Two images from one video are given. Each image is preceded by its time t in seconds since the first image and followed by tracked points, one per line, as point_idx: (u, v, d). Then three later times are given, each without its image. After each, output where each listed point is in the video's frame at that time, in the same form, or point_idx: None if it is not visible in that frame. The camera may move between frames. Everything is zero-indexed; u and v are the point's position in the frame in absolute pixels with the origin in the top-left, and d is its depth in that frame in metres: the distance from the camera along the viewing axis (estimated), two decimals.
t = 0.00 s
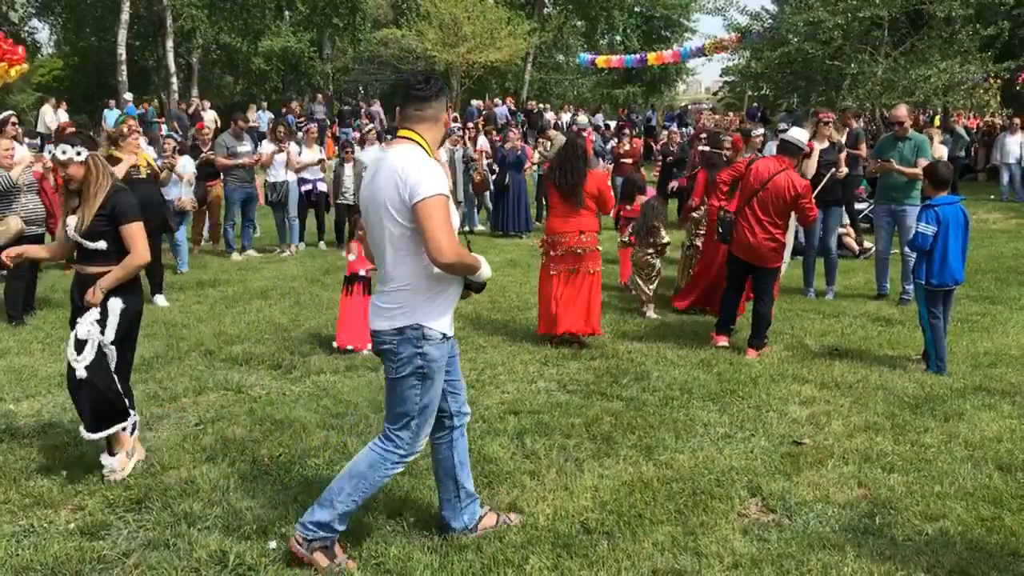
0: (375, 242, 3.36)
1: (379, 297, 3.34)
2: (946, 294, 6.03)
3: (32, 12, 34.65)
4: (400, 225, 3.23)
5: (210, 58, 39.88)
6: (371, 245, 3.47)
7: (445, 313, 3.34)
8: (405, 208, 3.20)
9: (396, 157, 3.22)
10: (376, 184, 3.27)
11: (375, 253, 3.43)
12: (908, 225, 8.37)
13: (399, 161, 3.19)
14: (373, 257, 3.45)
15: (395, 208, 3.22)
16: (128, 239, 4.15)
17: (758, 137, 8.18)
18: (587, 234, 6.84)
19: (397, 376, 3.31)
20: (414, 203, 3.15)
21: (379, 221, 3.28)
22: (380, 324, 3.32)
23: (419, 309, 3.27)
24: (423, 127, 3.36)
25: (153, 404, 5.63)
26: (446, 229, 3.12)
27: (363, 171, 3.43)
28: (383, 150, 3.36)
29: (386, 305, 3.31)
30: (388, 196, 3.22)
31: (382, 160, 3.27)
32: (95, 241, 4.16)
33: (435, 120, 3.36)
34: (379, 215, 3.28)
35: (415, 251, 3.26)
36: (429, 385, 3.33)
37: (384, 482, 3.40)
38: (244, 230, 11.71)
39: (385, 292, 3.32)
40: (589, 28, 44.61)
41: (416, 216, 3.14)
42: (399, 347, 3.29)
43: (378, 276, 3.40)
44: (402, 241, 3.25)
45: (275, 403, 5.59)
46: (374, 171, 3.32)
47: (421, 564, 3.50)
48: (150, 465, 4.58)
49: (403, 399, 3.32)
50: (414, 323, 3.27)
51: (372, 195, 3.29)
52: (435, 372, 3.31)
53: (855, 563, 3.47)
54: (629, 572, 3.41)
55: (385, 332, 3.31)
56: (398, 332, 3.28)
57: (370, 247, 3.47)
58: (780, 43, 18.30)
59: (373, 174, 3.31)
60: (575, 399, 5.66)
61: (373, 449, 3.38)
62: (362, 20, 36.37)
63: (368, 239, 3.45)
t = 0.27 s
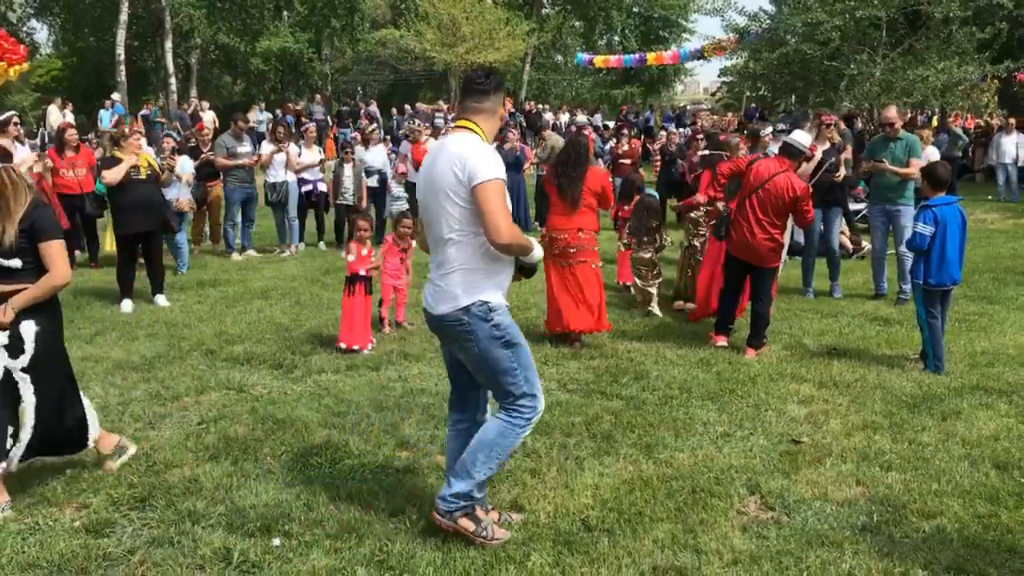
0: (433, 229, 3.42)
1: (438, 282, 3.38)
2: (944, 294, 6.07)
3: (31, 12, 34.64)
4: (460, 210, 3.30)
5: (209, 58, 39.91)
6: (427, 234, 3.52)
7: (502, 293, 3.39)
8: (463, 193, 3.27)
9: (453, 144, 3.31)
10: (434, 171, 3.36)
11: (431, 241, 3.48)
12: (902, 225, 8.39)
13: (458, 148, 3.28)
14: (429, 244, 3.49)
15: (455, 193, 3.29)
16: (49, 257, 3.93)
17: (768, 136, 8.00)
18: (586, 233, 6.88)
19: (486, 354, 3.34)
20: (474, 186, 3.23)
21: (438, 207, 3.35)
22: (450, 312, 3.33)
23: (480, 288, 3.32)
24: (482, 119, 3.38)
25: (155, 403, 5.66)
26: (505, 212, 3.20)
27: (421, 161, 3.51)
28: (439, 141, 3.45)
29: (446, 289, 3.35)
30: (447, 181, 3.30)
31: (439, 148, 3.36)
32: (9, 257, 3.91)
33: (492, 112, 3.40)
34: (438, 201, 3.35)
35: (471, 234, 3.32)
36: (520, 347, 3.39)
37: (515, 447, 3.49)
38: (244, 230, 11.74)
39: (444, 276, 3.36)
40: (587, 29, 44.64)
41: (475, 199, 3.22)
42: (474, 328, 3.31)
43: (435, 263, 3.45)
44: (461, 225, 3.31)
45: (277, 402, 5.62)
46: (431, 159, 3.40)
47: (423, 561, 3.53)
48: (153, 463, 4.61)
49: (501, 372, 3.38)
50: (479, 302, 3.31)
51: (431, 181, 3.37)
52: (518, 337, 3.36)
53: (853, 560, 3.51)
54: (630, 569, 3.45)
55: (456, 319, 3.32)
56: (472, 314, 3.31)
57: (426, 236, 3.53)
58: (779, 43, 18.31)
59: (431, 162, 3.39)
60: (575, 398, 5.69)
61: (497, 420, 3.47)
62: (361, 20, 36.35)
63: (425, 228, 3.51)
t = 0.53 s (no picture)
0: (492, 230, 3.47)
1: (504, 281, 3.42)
2: (941, 293, 6.13)
3: (30, 12, 34.65)
4: (530, 209, 3.41)
5: (208, 58, 39.96)
6: (478, 237, 3.55)
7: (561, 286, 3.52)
8: (534, 193, 3.40)
9: (514, 146, 3.43)
10: (495, 171, 3.43)
11: (485, 242, 3.52)
12: (897, 225, 8.46)
13: (522, 149, 3.41)
14: (484, 245, 3.52)
15: (522, 193, 3.40)
16: None
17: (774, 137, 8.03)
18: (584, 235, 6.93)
19: (559, 345, 3.41)
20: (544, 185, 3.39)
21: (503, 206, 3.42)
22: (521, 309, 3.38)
23: (550, 282, 3.43)
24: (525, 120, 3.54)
25: (160, 401, 5.71)
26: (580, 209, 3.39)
27: (467, 165, 3.55)
28: (484, 145, 3.53)
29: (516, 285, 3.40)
30: (514, 181, 3.40)
31: (496, 151, 3.45)
32: None
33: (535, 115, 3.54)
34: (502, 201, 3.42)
35: (539, 231, 3.44)
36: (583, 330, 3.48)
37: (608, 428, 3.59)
38: (245, 230, 11.79)
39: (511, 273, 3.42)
40: (587, 29, 44.73)
41: (551, 198, 3.37)
42: (550, 320, 3.38)
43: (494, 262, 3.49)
44: (530, 223, 3.41)
45: (280, 400, 5.67)
46: (484, 162, 3.47)
47: (428, 555, 3.58)
48: (160, 460, 4.66)
49: (573, 362, 3.45)
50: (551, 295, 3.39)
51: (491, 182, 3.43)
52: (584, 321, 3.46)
53: (850, 555, 3.56)
54: (631, 564, 3.50)
55: (530, 313, 3.37)
56: (545, 307, 3.38)
57: (477, 238, 3.56)
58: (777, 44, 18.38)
59: (486, 165, 3.46)
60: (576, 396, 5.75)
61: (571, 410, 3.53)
62: (360, 20, 36.42)
63: (477, 230, 3.54)
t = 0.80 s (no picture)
0: (575, 252, 3.53)
1: (583, 302, 3.51)
2: (940, 292, 6.18)
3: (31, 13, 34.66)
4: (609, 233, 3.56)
5: (208, 59, 40.01)
6: (546, 257, 3.56)
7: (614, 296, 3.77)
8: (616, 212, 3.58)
9: (595, 171, 3.53)
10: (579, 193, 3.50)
11: (556, 263, 3.55)
12: (895, 225, 8.51)
13: (602, 176, 3.54)
14: (569, 269, 3.53)
15: (604, 218, 3.54)
16: None
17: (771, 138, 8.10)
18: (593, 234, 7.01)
19: (630, 359, 3.63)
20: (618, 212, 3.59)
21: (586, 229, 3.51)
22: (601, 328, 3.53)
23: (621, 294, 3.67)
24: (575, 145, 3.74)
25: (166, 399, 5.76)
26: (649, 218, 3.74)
27: (545, 191, 3.51)
28: (551, 166, 3.56)
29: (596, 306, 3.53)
30: (597, 205, 3.52)
31: (576, 175, 3.51)
32: None
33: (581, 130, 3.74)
34: (590, 224, 3.51)
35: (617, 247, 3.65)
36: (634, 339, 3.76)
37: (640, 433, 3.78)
38: (247, 229, 11.84)
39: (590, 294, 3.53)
40: (587, 30, 44.78)
41: (634, 214, 3.62)
42: (627, 332, 3.62)
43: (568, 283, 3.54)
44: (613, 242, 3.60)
45: (285, 398, 5.72)
46: (563, 184, 3.51)
47: (434, 548, 3.63)
48: (167, 456, 4.72)
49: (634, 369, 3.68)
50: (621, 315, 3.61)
51: (575, 205, 3.49)
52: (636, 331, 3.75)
53: (850, 548, 3.62)
54: (635, 557, 3.56)
55: (618, 328, 3.57)
56: (620, 325, 3.60)
57: (546, 259, 3.56)
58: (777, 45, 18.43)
59: (564, 187, 3.51)
60: (578, 393, 5.80)
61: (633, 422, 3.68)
62: (360, 21, 36.46)
63: (549, 252, 3.55)
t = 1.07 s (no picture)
0: (610, 302, 3.55)
1: (625, 350, 3.53)
2: (940, 290, 6.21)
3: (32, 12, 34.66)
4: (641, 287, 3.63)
5: (210, 59, 40.08)
6: (586, 309, 3.55)
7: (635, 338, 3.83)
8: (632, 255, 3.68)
9: (608, 221, 3.65)
10: (615, 249, 3.57)
11: (597, 315, 3.55)
12: (895, 224, 8.53)
13: (630, 235, 3.66)
14: (607, 319, 3.54)
15: (633, 269, 3.63)
16: None
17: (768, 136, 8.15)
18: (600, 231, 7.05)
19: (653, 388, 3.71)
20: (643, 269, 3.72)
21: (625, 284, 3.57)
22: (642, 373, 3.56)
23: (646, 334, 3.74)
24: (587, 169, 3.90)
25: (170, 395, 5.80)
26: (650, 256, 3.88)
27: (572, 247, 3.56)
28: (584, 221, 3.63)
29: (635, 353, 3.55)
30: (629, 257, 3.61)
31: (593, 227, 3.60)
32: None
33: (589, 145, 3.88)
34: (618, 271, 3.57)
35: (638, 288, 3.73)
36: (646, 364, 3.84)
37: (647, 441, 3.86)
38: (249, 228, 11.88)
39: (631, 344, 3.55)
40: (588, 29, 44.82)
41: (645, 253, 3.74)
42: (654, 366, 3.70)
43: (608, 335, 3.54)
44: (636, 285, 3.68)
45: (288, 395, 5.76)
46: (594, 238, 3.57)
47: (437, 542, 3.66)
48: (171, 451, 4.75)
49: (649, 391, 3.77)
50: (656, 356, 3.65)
51: (613, 261, 3.55)
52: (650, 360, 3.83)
53: (849, 542, 3.64)
54: (636, 551, 3.58)
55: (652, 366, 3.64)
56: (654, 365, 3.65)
57: (583, 314, 3.56)
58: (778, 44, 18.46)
59: (588, 241, 3.57)
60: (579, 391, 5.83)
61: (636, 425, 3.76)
62: (362, 21, 36.51)
63: (585, 306, 3.55)
